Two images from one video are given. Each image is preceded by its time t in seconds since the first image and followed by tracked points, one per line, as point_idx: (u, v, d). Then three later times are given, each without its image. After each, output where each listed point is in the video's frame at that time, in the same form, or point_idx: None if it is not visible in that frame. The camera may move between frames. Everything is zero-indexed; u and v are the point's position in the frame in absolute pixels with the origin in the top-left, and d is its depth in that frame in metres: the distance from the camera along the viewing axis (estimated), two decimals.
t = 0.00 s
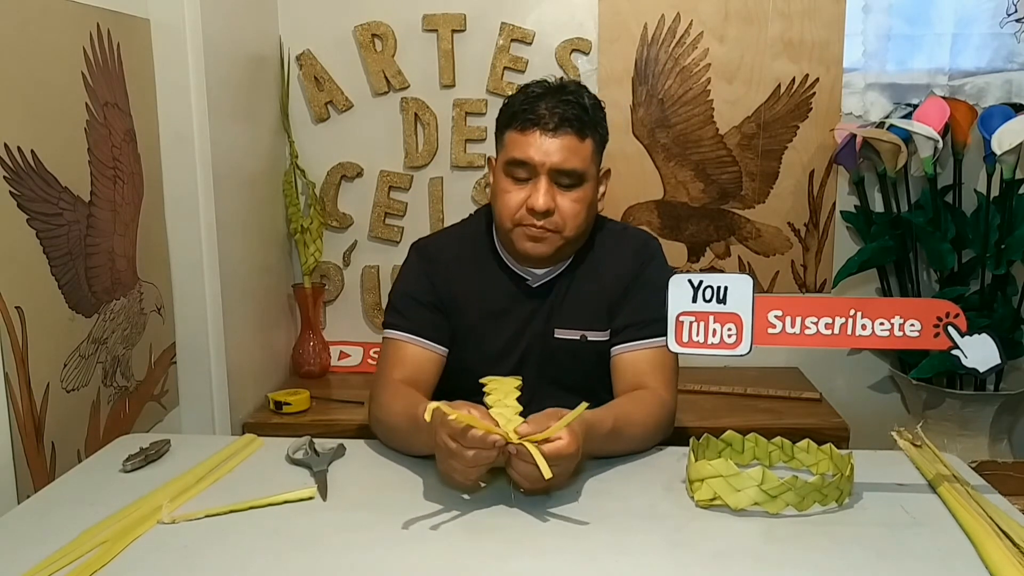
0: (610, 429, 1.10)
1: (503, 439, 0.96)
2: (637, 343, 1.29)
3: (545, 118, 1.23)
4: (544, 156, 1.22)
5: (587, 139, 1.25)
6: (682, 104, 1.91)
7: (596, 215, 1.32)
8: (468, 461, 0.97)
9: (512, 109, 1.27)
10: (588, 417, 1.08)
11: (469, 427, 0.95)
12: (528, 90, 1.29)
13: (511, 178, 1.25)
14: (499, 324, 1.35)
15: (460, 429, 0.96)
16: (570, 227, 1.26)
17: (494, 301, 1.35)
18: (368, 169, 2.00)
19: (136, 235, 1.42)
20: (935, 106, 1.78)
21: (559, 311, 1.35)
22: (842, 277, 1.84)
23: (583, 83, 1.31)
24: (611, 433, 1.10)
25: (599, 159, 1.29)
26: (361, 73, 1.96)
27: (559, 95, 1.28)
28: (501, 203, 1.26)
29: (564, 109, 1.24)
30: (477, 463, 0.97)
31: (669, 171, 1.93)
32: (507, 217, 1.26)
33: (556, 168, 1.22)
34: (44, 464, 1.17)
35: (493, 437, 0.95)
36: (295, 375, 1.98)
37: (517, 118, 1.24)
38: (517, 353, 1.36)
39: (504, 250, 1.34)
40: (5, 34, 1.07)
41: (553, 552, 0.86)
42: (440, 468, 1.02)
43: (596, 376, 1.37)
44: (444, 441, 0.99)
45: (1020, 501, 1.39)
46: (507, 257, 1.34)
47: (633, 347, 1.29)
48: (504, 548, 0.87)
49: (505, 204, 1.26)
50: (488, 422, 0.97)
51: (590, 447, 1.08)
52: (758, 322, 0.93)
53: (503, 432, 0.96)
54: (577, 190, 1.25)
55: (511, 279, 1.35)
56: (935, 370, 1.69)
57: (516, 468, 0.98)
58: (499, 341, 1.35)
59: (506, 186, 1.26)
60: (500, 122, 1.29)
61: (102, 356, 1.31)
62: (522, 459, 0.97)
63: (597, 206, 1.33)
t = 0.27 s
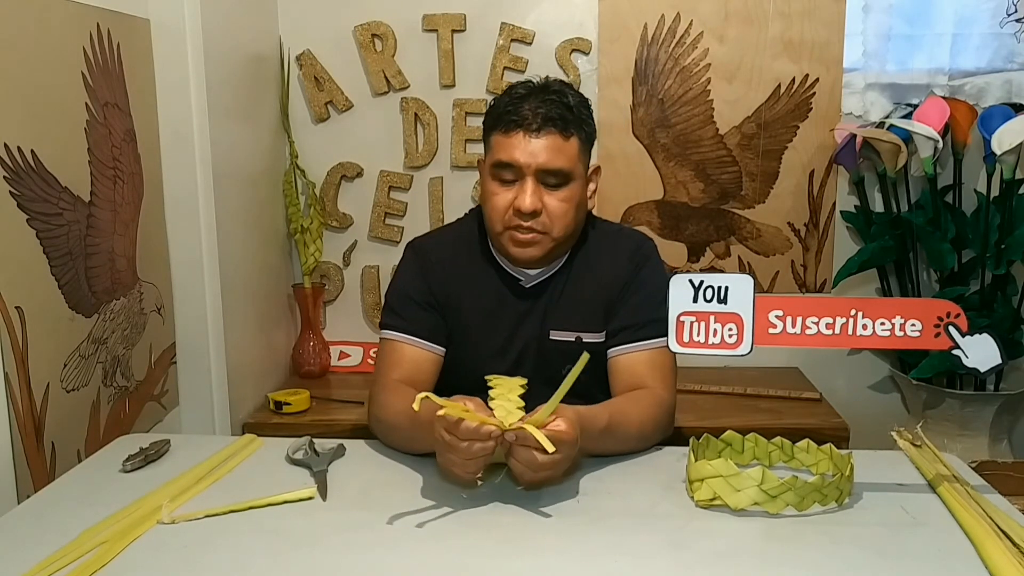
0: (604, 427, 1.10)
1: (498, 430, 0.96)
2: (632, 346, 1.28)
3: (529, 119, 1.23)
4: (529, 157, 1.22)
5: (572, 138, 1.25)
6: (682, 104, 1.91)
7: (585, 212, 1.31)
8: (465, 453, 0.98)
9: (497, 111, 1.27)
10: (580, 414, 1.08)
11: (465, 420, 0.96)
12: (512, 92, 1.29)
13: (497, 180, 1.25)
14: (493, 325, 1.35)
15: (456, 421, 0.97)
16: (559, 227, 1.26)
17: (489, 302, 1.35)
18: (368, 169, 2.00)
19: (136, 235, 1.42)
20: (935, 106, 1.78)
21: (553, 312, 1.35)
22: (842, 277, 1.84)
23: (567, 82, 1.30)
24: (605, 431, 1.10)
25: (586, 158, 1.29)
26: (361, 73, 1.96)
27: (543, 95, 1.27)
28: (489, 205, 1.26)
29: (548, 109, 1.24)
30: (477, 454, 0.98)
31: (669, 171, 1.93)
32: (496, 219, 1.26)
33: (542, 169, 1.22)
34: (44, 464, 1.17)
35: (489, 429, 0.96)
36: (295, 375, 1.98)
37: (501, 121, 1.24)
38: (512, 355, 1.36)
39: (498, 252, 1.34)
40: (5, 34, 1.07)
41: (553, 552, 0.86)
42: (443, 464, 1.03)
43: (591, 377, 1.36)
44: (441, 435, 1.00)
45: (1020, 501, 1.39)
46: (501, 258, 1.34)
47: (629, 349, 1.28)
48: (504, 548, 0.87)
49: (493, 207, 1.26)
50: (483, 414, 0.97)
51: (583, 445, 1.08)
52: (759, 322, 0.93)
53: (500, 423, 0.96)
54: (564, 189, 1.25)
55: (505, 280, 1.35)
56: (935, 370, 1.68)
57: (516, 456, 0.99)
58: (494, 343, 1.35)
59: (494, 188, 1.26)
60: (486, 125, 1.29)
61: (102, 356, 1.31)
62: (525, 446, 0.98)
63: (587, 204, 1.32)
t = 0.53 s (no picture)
0: (604, 427, 1.10)
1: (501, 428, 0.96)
2: (634, 344, 1.28)
3: (527, 114, 1.23)
4: (529, 151, 1.22)
5: (570, 132, 1.25)
6: (682, 104, 1.91)
7: (585, 207, 1.32)
8: (466, 447, 0.98)
9: (495, 108, 1.27)
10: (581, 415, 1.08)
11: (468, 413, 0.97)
12: (509, 89, 1.29)
13: (497, 176, 1.25)
14: (494, 324, 1.35)
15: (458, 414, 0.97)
16: (560, 220, 1.26)
17: (489, 300, 1.35)
18: (368, 169, 2.00)
19: (136, 235, 1.42)
20: (935, 106, 1.78)
21: (553, 311, 1.34)
22: (842, 277, 1.84)
23: (563, 79, 1.31)
24: (606, 431, 1.10)
25: (585, 152, 1.29)
26: (361, 73, 1.96)
27: (540, 91, 1.28)
28: (490, 201, 1.26)
29: (546, 104, 1.24)
30: (477, 449, 0.97)
31: (669, 171, 1.93)
32: (497, 214, 1.26)
33: (541, 163, 1.22)
34: (44, 464, 1.17)
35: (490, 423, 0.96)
36: (295, 375, 1.98)
37: (499, 117, 1.24)
38: (512, 353, 1.35)
39: (499, 251, 1.35)
40: (5, 34, 1.07)
41: (553, 552, 0.86)
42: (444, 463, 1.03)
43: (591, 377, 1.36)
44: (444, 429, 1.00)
45: (1020, 501, 1.39)
46: (501, 256, 1.35)
47: (630, 347, 1.28)
48: (504, 548, 0.87)
49: (493, 203, 1.26)
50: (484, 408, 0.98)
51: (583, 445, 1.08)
52: (759, 323, 0.93)
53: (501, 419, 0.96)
54: (564, 183, 1.25)
55: (505, 279, 1.35)
56: (935, 370, 1.68)
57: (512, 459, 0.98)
58: (494, 342, 1.35)
59: (494, 184, 1.26)
60: (484, 122, 1.29)
61: (102, 356, 1.31)
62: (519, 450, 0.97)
63: (586, 199, 1.33)
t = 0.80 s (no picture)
0: (607, 427, 1.10)
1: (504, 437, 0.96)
2: (635, 343, 1.28)
3: (531, 113, 1.23)
4: (533, 151, 1.22)
5: (574, 132, 1.25)
6: (682, 104, 1.91)
7: (588, 207, 1.32)
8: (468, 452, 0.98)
9: (499, 107, 1.27)
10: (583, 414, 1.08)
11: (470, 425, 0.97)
12: (513, 89, 1.29)
13: (501, 175, 1.25)
14: (495, 323, 1.35)
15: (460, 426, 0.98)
16: (563, 220, 1.26)
17: (491, 300, 1.35)
18: (368, 170, 2.00)
19: (136, 235, 1.42)
20: (935, 106, 1.78)
21: (555, 310, 1.35)
22: (842, 277, 1.84)
23: (567, 79, 1.31)
24: (607, 432, 1.10)
25: (588, 152, 1.29)
26: (361, 73, 1.96)
27: (544, 90, 1.28)
28: (493, 200, 1.26)
29: (550, 104, 1.24)
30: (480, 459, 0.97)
31: (669, 171, 1.93)
32: (500, 213, 1.26)
33: (545, 163, 1.23)
34: (44, 464, 1.17)
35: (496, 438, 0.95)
36: (295, 375, 1.98)
37: (504, 116, 1.24)
38: (513, 352, 1.35)
39: (500, 250, 1.35)
40: (4, 34, 1.07)
41: (553, 552, 0.86)
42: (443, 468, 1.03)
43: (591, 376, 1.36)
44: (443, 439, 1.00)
45: (1020, 501, 1.39)
46: (503, 255, 1.35)
47: (631, 347, 1.28)
48: (505, 548, 0.87)
49: (497, 202, 1.26)
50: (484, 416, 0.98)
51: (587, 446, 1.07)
52: (759, 323, 0.93)
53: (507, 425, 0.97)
54: (567, 183, 1.25)
55: (507, 278, 1.35)
56: (935, 370, 1.68)
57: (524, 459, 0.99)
58: (494, 341, 1.35)
59: (497, 183, 1.26)
60: (488, 121, 1.29)
61: (102, 356, 1.31)
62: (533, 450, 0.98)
63: (589, 199, 1.33)
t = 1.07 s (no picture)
0: (612, 431, 1.10)
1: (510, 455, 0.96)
2: (635, 342, 1.28)
3: (535, 115, 1.23)
4: (536, 153, 1.22)
5: (577, 134, 1.25)
6: (682, 104, 1.91)
7: (589, 208, 1.32)
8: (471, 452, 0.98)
9: (502, 109, 1.27)
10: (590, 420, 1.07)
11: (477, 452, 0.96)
12: (516, 90, 1.29)
13: (503, 176, 1.25)
14: (495, 323, 1.35)
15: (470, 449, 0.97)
16: (564, 221, 1.26)
17: (492, 300, 1.35)
18: (368, 170, 2.00)
19: (136, 235, 1.42)
20: (935, 106, 1.78)
21: (555, 309, 1.34)
22: (842, 277, 1.84)
23: (570, 81, 1.31)
24: (612, 435, 1.10)
25: (590, 154, 1.29)
26: (361, 73, 1.96)
27: (547, 92, 1.28)
28: (495, 201, 1.26)
29: (554, 106, 1.24)
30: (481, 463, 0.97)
31: (669, 171, 1.93)
32: (502, 214, 1.26)
33: (548, 165, 1.22)
34: (44, 464, 1.17)
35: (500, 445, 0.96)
36: (295, 375, 1.98)
37: (507, 117, 1.24)
38: (514, 352, 1.35)
39: (502, 251, 1.35)
40: (4, 34, 1.07)
41: (553, 552, 0.86)
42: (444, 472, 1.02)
43: (591, 375, 1.36)
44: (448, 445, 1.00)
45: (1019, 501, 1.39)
46: (504, 255, 1.35)
47: (630, 346, 1.28)
48: (505, 549, 0.87)
49: (499, 202, 1.26)
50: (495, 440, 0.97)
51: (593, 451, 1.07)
52: (759, 323, 0.93)
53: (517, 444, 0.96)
54: (570, 185, 1.25)
55: (508, 278, 1.35)
56: (935, 370, 1.68)
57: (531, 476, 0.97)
58: (495, 341, 1.35)
59: (500, 184, 1.26)
60: (491, 122, 1.29)
61: (102, 356, 1.31)
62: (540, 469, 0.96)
63: (590, 201, 1.33)
